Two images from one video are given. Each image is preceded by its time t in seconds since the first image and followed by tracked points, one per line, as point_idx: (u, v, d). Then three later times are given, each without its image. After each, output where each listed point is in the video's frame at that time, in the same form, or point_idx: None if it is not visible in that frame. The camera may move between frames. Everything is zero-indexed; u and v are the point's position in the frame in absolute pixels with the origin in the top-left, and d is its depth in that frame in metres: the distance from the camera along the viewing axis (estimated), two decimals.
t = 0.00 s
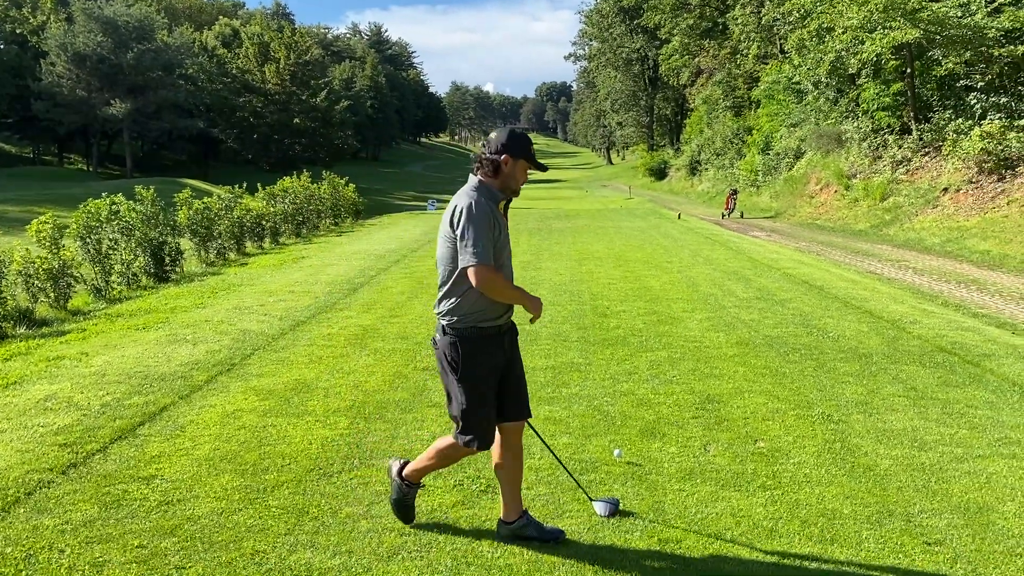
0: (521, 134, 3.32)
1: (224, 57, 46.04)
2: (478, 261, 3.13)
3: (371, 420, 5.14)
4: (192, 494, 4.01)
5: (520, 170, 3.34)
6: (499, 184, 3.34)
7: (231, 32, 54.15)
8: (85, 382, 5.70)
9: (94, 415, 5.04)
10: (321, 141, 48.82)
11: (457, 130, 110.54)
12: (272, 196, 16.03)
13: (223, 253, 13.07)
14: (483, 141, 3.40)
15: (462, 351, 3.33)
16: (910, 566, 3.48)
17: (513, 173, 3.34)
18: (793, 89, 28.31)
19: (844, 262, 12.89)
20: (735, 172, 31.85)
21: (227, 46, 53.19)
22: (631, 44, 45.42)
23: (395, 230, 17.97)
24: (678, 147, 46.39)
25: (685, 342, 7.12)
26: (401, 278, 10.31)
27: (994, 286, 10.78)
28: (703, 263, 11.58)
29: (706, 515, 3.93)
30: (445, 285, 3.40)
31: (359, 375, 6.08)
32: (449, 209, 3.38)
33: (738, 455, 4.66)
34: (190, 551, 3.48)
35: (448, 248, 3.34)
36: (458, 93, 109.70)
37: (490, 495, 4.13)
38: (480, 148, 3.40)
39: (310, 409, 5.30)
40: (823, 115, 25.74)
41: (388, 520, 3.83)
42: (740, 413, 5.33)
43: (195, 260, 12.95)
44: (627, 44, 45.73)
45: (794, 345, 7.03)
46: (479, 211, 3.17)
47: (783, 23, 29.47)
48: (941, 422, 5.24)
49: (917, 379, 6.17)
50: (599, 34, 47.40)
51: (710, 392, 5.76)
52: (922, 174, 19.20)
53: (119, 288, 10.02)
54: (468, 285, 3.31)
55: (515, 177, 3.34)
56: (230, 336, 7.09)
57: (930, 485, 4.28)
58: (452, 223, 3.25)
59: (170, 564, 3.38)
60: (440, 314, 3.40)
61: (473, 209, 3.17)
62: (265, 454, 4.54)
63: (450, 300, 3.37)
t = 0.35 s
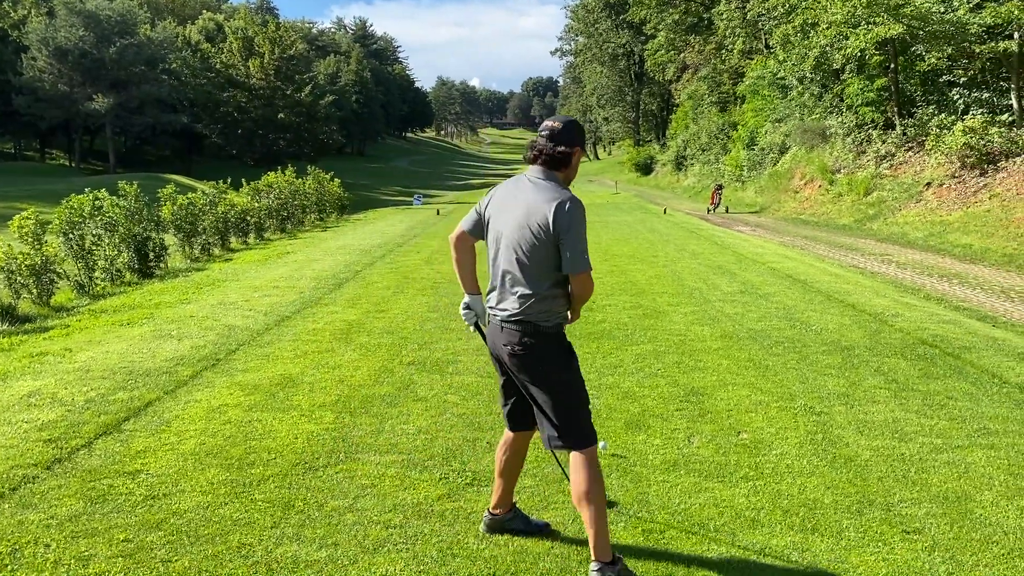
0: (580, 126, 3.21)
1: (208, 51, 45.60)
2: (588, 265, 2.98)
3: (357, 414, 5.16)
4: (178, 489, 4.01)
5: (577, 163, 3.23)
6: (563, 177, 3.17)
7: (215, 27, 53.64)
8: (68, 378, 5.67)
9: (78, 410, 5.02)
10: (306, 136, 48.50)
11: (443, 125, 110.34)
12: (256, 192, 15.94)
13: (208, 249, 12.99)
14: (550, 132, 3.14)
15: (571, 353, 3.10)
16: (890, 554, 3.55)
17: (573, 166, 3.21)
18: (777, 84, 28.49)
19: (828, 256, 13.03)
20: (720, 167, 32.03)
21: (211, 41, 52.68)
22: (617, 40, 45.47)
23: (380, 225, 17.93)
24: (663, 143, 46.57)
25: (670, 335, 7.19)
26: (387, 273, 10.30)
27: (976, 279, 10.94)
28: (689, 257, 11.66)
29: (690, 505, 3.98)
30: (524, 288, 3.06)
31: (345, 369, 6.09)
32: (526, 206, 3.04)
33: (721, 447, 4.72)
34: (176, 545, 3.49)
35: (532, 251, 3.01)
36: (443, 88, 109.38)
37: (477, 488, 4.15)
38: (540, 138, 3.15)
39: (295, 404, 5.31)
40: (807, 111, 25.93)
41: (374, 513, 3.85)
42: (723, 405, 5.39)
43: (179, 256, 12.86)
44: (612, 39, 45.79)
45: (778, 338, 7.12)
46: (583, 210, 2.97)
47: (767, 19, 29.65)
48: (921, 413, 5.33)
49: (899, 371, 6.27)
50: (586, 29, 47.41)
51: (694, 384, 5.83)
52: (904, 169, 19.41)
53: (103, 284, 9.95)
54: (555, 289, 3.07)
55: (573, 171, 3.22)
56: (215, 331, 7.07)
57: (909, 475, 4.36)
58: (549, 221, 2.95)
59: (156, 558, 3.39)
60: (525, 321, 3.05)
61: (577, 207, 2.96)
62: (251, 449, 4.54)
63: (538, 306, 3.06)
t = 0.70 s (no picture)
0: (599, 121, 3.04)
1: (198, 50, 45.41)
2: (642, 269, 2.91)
3: (344, 413, 5.20)
4: (164, 488, 4.05)
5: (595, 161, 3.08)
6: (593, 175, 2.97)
7: (204, 25, 53.42)
8: (56, 378, 5.69)
9: (65, 411, 5.04)
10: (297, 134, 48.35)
11: (434, 122, 110.17)
12: (246, 190, 15.92)
13: (197, 248, 12.98)
14: (583, 128, 2.90)
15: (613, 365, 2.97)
16: (866, 548, 3.61)
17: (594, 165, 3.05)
18: (766, 82, 28.59)
19: (816, 253, 13.12)
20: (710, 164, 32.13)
21: (201, 39, 52.48)
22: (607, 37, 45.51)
23: (370, 223, 17.94)
24: (654, 140, 46.65)
25: (656, 332, 7.26)
26: (376, 271, 10.33)
27: (962, 276, 11.03)
28: (677, 254, 11.72)
29: (671, 501, 4.05)
30: (581, 296, 2.77)
31: (332, 368, 6.13)
32: (581, 205, 2.75)
33: (703, 443, 4.78)
34: (161, 544, 3.53)
35: (592, 255, 2.75)
36: (435, 85, 109.20)
37: (461, 485, 4.21)
38: (573, 135, 2.90)
39: (282, 402, 5.35)
40: (796, 108, 26.04)
41: (358, 510, 3.90)
42: (707, 401, 5.46)
43: (168, 256, 12.85)
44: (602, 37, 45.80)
45: (763, 335, 7.20)
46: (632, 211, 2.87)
47: (755, 16, 29.74)
48: (901, 409, 5.41)
49: (880, 366, 6.35)
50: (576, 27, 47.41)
51: (679, 381, 5.90)
52: (892, 165, 19.54)
53: (91, 284, 9.95)
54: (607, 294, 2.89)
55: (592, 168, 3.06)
56: (203, 331, 7.09)
57: (887, 470, 4.44)
58: (610, 223, 2.76)
59: (141, 557, 3.43)
60: (593, 329, 2.79)
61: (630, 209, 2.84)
62: (237, 448, 4.58)
63: (594, 314, 2.82)
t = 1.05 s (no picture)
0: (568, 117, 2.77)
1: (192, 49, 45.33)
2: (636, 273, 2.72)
3: (332, 410, 5.22)
4: (151, 486, 4.08)
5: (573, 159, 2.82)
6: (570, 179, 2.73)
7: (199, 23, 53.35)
8: (46, 377, 5.71)
9: (54, 410, 5.06)
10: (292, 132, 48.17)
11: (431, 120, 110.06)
12: (240, 189, 15.92)
13: (191, 247, 13.00)
14: (549, 133, 2.65)
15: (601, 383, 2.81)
16: (847, 540, 3.63)
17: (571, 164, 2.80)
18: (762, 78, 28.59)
19: (809, 249, 13.14)
20: (706, 160, 32.13)
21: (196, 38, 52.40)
22: (602, 33, 45.47)
23: (364, 222, 17.95)
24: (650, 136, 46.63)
25: (646, 329, 7.28)
26: (368, 270, 10.35)
27: (954, 270, 11.05)
28: (670, 251, 11.74)
29: (654, 496, 4.07)
30: (574, 309, 2.56)
31: (321, 366, 6.15)
32: (560, 212, 2.51)
33: (689, 438, 4.81)
34: (147, 541, 3.55)
35: (582, 265, 2.53)
36: (431, 82, 109.08)
37: (446, 481, 4.23)
38: (539, 142, 2.65)
39: (271, 400, 5.37)
40: (791, 103, 26.04)
41: (343, 506, 3.92)
42: (694, 397, 5.48)
43: (162, 255, 12.87)
44: (598, 33, 45.78)
45: (753, 330, 7.23)
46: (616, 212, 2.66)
47: (750, 12, 29.73)
48: (887, 403, 5.44)
49: (869, 361, 6.38)
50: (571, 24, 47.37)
51: (667, 376, 5.93)
52: (887, 160, 19.55)
53: (84, 284, 9.97)
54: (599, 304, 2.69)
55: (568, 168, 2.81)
56: (193, 330, 7.11)
57: (871, 463, 4.47)
58: (596, 228, 2.55)
59: (127, 553, 3.45)
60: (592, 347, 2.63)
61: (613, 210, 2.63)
62: (224, 446, 4.60)
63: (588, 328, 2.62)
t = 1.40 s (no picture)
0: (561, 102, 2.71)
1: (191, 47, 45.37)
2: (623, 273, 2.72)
3: (325, 404, 5.25)
4: (143, 479, 4.11)
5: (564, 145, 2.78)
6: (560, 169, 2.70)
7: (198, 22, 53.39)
8: (41, 373, 5.75)
9: (49, 405, 5.10)
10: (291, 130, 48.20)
11: (431, 117, 109.95)
12: (238, 187, 15.95)
13: (189, 245, 13.04)
14: (540, 123, 2.61)
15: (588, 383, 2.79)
16: (832, 527, 3.65)
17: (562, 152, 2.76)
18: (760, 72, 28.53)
19: (806, 242, 13.12)
20: (705, 155, 32.09)
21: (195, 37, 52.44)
22: (601, 29, 45.38)
23: (362, 219, 17.98)
24: (650, 131, 46.55)
25: (639, 322, 7.30)
26: (364, 266, 10.37)
27: (951, 263, 11.04)
28: (666, 245, 11.74)
29: (642, 485, 4.09)
30: (559, 307, 2.56)
31: (315, 361, 6.18)
32: (547, 210, 2.49)
33: (679, 428, 4.83)
34: (137, 533, 3.58)
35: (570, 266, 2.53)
36: (430, 79, 108.96)
37: (436, 471, 4.26)
38: (528, 131, 2.61)
39: (264, 394, 5.40)
40: (789, 98, 25.99)
41: (333, 497, 3.95)
42: (685, 388, 5.50)
43: (160, 253, 12.91)
44: (597, 29, 45.71)
45: (746, 323, 7.24)
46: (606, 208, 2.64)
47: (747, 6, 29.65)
48: (877, 393, 5.45)
49: (860, 352, 6.40)
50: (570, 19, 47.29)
51: (658, 369, 5.95)
52: (885, 154, 19.52)
53: (82, 282, 10.01)
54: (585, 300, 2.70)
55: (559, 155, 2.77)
56: (189, 326, 7.14)
57: (858, 451, 4.48)
58: (584, 227, 2.53)
59: (117, 545, 3.48)
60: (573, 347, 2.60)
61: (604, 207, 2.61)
62: (217, 439, 4.63)
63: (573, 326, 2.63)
